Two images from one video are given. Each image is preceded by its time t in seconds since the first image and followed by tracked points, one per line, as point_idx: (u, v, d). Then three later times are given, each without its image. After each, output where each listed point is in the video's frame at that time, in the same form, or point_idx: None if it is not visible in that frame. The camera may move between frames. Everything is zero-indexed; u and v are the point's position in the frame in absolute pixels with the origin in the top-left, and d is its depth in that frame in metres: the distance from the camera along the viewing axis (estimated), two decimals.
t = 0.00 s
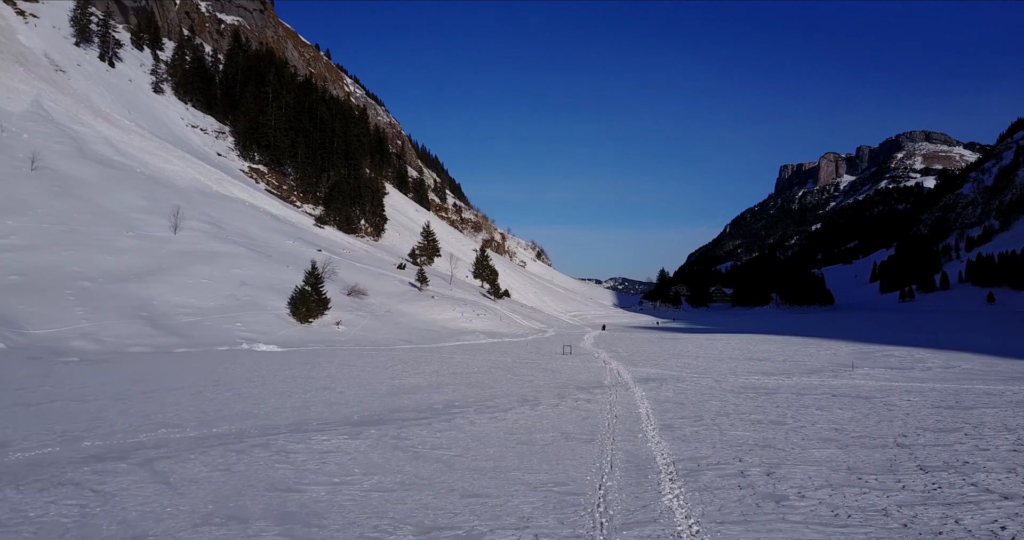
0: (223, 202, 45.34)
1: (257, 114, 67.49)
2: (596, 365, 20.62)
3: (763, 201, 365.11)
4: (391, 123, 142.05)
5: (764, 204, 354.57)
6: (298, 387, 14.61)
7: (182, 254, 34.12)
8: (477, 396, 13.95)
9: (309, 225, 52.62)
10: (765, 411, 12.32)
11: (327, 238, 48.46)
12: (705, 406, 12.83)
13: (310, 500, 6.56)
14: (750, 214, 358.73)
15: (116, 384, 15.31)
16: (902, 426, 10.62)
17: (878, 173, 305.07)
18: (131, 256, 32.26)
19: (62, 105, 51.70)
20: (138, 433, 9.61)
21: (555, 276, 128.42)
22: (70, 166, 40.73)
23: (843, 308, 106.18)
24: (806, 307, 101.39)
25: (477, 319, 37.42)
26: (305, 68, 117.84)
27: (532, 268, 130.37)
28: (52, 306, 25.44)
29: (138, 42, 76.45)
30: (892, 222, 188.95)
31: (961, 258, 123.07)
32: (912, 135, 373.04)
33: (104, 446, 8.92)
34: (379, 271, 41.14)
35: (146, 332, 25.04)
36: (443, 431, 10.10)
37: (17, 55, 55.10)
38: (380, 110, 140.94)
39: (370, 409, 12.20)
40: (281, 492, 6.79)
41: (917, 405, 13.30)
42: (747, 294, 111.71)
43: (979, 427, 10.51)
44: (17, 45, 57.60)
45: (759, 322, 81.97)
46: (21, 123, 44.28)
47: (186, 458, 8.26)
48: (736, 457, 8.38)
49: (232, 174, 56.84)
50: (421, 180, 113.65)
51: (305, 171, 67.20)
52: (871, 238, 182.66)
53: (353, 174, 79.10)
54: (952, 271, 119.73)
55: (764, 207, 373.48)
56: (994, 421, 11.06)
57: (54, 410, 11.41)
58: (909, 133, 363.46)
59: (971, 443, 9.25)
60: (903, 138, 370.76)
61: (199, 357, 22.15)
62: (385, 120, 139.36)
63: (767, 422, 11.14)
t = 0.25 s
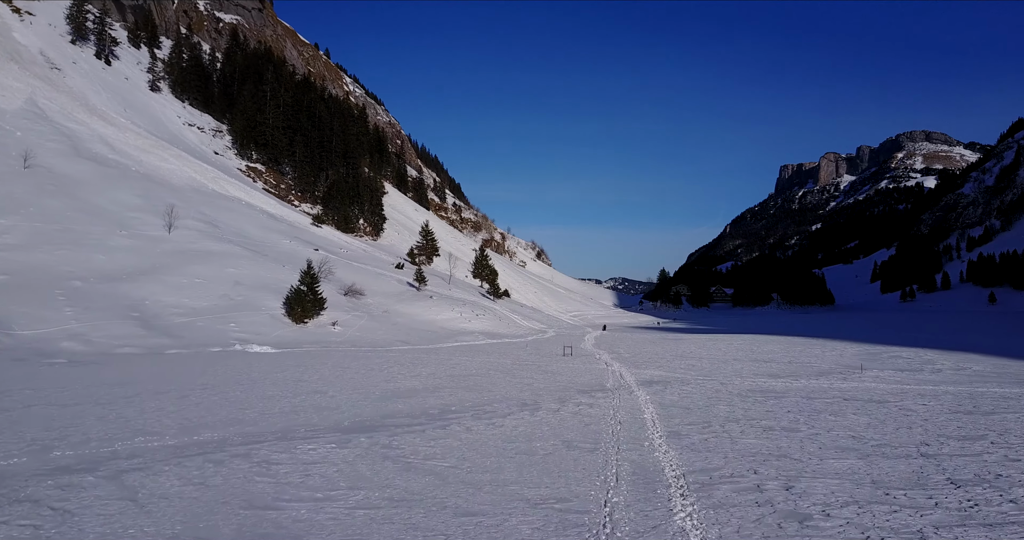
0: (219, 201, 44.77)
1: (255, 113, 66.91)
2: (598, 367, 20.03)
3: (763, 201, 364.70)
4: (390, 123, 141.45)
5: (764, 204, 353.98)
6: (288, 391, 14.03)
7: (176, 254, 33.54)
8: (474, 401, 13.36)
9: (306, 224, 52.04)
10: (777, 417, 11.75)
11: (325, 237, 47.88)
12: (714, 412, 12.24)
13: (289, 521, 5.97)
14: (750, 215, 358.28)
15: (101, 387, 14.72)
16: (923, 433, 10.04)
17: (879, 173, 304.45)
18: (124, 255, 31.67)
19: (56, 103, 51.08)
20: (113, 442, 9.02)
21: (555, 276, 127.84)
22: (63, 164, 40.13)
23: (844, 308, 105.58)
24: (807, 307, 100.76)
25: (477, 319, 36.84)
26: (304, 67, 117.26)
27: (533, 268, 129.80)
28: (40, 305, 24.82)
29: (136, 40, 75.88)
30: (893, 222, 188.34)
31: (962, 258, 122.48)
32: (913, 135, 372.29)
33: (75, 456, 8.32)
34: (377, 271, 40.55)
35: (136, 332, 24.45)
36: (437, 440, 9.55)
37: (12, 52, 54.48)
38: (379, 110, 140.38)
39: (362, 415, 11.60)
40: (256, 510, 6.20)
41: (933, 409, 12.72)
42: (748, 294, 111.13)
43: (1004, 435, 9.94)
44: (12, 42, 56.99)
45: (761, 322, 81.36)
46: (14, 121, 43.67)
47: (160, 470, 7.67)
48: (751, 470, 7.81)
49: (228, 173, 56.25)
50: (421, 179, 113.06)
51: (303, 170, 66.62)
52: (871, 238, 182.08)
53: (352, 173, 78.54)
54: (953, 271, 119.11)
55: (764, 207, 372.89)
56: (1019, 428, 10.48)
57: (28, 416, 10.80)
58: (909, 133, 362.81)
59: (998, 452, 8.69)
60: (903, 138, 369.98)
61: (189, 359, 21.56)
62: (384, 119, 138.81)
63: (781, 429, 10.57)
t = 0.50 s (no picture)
0: (214, 200, 44.17)
1: (253, 111, 66.29)
2: (599, 370, 19.46)
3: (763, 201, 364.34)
4: (390, 122, 140.88)
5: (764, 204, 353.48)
6: (276, 395, 13.44)
7: (170, 253, 32.96)
8: (470, 405, 12.79)
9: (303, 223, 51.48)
10: (789, 423, 11.17)
11: (322, 236, 47.32)
12: (722, 418, 11.66)
13: None
14: (750, 215, 357.87)
15: (82, 390, 14.11)
16: (945, 441, 9.47)
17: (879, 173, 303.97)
18: (116, 254, 31.06)
19: (51, 101, 50.45)
20: (83, 452, 8.42)
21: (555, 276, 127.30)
22: (56, 161, 39.51)
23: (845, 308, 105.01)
24: (808, 307, 100.20)
25: (475, 320, 36.26)
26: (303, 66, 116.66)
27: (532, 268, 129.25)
28: (28, 305, 24.22)
29: (132, 38, 75.27)
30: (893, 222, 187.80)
31: (963, 258, 121.96)
32: (913, 135, 371.70)
33: (40, 468, 7.73)
34: (374, 271, 39.99)
35: (126, 333, 23.85)
36: (431, 448, 8.98)
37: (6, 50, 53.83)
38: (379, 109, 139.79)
39: (352, 422, 11.02)
40: (228, 532, 5.64)
41: (951, 415, 12.15)
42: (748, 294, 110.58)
43: None
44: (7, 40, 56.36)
45: (761, 322, 80.80)
46: (7, 118, 43.03)
47: (129, 484, 7.07)
48: (768, 484, 7.22)
49: (225, 172, 55.67)
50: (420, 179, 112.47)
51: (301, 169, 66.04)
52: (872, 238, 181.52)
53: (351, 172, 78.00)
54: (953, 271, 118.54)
55: (764, 207, 372.46)
56: None
57: None
58: (909, 133, 362.40)
59: None
60: (903, 138, 369.53)
61: (180, 361, 20.97)
62: (384, 118, 138.27)
63: (796, 436, 9.97)
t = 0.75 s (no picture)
0: (210, 198, 43.61)
1: (250, 109, 65.72)
2: (601, 372, 18.86)
3: (764, 201, 363.69)
4: (389, 121, 140.34)
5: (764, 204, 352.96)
6: (263, 400, 12.84)
7: (162, 252, 32.37)
8: (467, 411, 12.19)
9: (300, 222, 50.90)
10: (802, 430, 10.60)
11: (319, 235, 46.74)
12: (731, 424, 11.07)
13: None
14: (750, 215, 357.45)
15: (63, 393, 13.55)
16: (970, 451, 8.88)
17: (879, 173, 303.20)
18: (108, 254, 30.47)
19: (45, 98, 49.87)
20: (48, 464, 7.85)
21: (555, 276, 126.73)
22: (49, 159, 38.93)
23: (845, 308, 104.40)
24: (809, 308, 99.59)
25: (474, 320, 35.65)
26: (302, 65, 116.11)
27: (532, 268, 128.70)
28: (15, 304, 23.62)
29: (130, 36, 74.67)
30: (893, 222, 187.15)
31: (964, 258, 121.34)
32: (913, 134, 370.90)
33: None
34: (372, 271, 39.39)
35: (116, 334, 23.26)
36: (423, 459, 8.39)
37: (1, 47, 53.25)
38: (378, 108, 139.23)
39: (340, 429, 10.43)
40: None
41: (970, 421, 11.57)
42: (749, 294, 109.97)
43: None
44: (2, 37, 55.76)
45: (762, 323, 80.24)
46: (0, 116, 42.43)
47: (92, 499, 6.52)
48: (786, 502, 6.63)
49: (222, 170, 55.12)
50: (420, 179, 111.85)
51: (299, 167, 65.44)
52: (873, 238, 180.82)
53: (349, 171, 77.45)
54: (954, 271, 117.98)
55: (765, 207, 371.95)
56: None
57: None
58: (909, 133, 361.64)
59: None
60: (904, 138, 368.48)
61: (170, 362, 20.42)
62: (383, 118, 137.67)
63: (812, 445, 9.37)
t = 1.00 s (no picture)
0: (205, 197, 43.03)
1: (248, 107, 65.10)
2: (602, 374, 18.26)
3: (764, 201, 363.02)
4: (389, 121, 139.73)
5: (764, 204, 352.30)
6: (249, 404, 12.23)
7: (155, 250, 31.77)
8: (462, 416, 11.60)
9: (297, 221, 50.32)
10: (817, 437, 10.01)
11: (315, 234, 46.15)
12: (741, 431, 10.46)
13: None
14: (750, 214, 356.92)
15: (40, 396, 12.94)
16: (999, 462, 8.30)
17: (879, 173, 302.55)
18: (99, 252, 29.86)
19: (39, 95, 49.25)
20: (7, 478, 7.24)
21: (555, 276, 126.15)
22: (41, 156, 38.34)
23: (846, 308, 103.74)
24: (810, 308, 98.96)
25: (473, 320, 35.04)
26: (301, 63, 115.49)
27: (532, 268, 128.12)
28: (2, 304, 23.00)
29: (126, 33, 74.06)
30: (894, 222, 186.57)
31: (965, 258, 120.77)
32: (912, 134, 369.49)
33: None
34: (369, 270, 38.80)
35: (105, 335, 22.66)
36: (413, 471, 7.81)
37: None
38: (378, 107, 138.64)
39: (328, 436, 9.83)
40: None
41: (992, 427, 10.98)
42: (749, 294, 109.38)
43: None
44: None
45: (763, 323, 79.65)
46: None
47: (46, 520, 5.92)
48: (810, 522, 6.03)
49: (218, 169, 54.54)
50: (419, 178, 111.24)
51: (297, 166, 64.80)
52: (873, 238, 180.20)
53: (348, 170, 76.86)
54: (955, 271, 117.37)
55: (765, 207, 371.31)
56: None
57: None
58: (910, 133, 361.00)
59: None
60: (904, 138, 367.74)
61: (158, 363, 19.84)
62: (383, 117, 137.07)
63: (829, 455, 8.77)
